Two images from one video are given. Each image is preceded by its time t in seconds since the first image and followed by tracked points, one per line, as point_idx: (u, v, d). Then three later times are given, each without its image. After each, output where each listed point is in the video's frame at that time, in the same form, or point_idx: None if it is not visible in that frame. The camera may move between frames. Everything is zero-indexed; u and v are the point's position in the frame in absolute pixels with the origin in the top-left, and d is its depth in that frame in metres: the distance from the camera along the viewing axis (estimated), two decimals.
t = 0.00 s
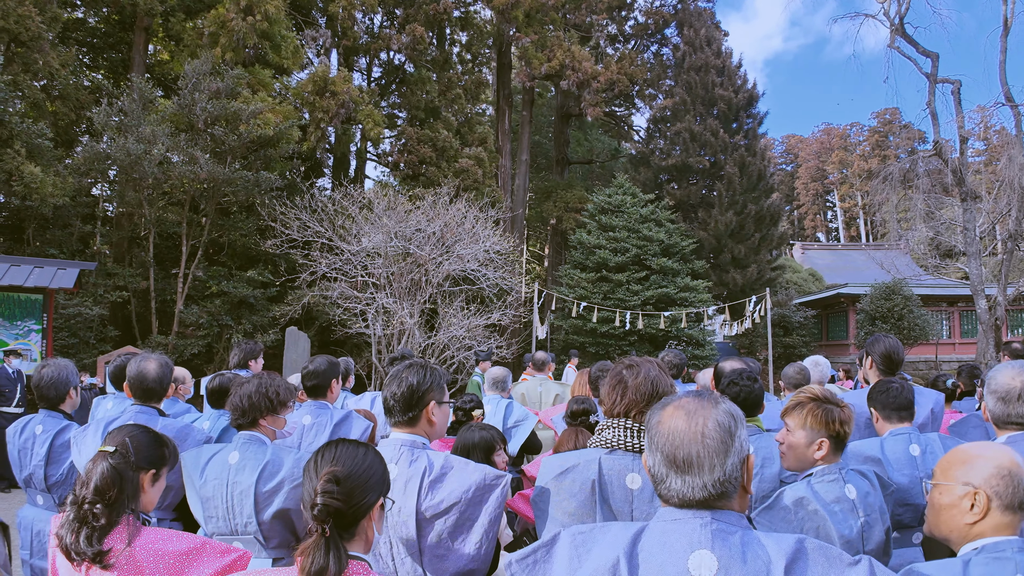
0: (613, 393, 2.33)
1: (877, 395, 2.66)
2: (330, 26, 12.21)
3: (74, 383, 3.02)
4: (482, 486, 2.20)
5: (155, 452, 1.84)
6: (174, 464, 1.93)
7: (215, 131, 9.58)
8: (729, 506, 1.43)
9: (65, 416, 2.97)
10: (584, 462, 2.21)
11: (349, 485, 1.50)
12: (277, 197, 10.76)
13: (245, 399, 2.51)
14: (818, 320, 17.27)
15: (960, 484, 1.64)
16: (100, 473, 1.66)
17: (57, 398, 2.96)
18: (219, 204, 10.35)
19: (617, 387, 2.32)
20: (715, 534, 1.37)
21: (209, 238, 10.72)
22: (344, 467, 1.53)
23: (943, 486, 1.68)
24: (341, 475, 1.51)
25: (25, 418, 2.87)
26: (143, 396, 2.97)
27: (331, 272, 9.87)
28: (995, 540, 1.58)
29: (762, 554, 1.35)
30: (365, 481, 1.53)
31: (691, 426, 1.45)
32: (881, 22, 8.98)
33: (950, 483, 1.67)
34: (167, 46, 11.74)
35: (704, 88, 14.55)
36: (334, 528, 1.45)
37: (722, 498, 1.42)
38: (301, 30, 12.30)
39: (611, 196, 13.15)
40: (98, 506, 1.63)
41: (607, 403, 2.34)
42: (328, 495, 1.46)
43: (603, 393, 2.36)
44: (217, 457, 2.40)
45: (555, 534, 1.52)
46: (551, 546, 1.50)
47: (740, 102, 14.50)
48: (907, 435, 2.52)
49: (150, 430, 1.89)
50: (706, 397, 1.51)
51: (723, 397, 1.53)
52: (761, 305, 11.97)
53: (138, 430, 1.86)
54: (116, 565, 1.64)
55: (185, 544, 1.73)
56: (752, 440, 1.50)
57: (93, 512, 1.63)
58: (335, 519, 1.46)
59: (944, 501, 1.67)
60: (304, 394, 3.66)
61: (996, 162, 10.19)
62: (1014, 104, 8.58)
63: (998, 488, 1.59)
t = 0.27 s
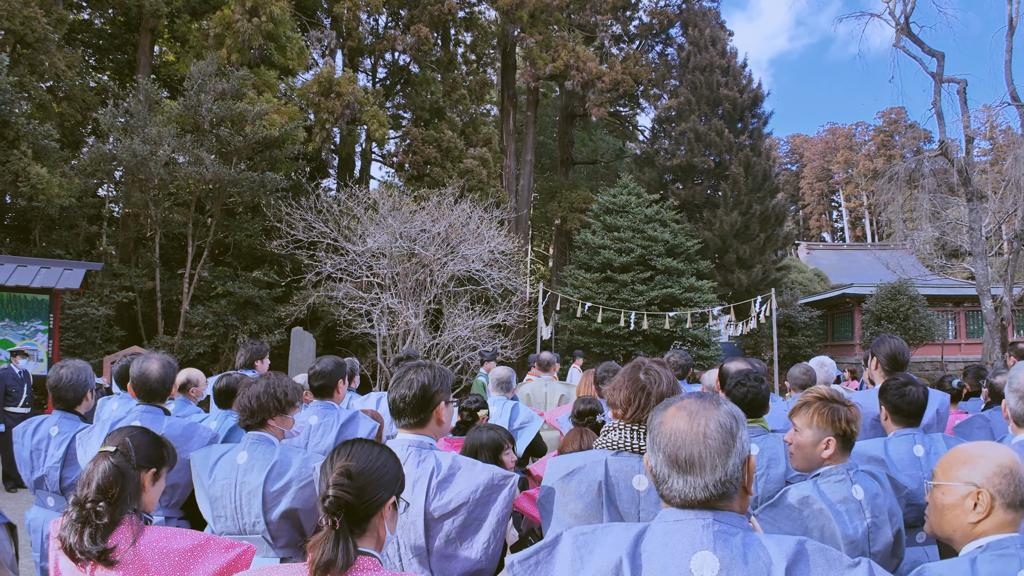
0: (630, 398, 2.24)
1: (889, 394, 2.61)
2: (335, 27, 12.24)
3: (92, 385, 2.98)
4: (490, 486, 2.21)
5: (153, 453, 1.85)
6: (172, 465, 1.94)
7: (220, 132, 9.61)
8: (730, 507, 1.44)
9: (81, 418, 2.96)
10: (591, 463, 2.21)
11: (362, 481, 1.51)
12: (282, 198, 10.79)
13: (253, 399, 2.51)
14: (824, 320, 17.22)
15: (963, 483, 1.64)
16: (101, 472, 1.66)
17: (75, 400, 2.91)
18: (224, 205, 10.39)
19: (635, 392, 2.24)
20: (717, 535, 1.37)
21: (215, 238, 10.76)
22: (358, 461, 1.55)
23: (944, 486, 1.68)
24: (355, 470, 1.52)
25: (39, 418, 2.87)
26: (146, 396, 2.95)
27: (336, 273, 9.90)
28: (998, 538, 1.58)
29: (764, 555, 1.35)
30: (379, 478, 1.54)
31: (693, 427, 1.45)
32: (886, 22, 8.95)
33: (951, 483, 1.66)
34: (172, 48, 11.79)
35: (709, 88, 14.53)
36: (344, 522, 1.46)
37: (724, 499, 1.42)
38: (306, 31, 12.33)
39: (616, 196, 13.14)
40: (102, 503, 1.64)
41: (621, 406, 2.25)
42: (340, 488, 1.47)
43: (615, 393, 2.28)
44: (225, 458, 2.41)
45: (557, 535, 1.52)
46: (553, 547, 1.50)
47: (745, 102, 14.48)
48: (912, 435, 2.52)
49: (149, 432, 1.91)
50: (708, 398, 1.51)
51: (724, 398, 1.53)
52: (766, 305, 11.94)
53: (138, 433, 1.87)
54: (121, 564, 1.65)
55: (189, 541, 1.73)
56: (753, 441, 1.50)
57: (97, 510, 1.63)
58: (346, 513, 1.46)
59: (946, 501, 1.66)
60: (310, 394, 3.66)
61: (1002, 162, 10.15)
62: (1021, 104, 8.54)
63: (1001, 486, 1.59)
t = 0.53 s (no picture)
0: (633, 399, 2.31)
1: (897, 395, 2.59)
2: (339, 28, 12.26)
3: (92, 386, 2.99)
4: (494, 486, 2.21)
5: (157, 453, 1.88)
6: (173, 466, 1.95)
7: (225, 132, 9.63)
8: (726, 509, 1.44)
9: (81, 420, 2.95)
10: (594, 464, 2.21)
11: (371, 479, 1.52)
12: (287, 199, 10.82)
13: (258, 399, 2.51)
14: (829, 320, 17.18)
15: (955, 484, 1.64)
16: (105, 472, 1.67)
17: (75, 401, 2.93)
18: (230, 206, 10.43)
19: (638, 393, 2.30)
20: (711, 536, 1.37)
21: (220, 239, 10.79)
22: (367, 461, 1.55)
23: (936, 487, 1.68)
24: (364, 468, 1.53)
25: (41, 419, 2.88)
26: (164, 395, 2.92)
27: (341, 273, 9.92)
28: (991, 537, 1.59)
29: (759, 556, 1.36)
30: (386, 478, 1.55)
31: (690, 429, 1.46)
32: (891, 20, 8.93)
33: (943, 483, 1.67)
34: (177, 49, 11.83)
35: (713, 87, 14.51)
36: (352, 518, 1.46)
37: (719, 501, 1.42)
38: (310, 32, 12.35)
39: (620, 195, 13.13)
40: (107, 503, 1.65)
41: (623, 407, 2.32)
42: (349, 485, 1.48)
43: (619, 394, 2.35)
44: (231, 458, 2.42)
45: (554, 537, 1.52)
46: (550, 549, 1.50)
47: (749, 101, 14.45)
48: (915, 438, 2.51)
49: (150, 434, 1.92)
50: (706, 400, 1.52)
51: (722, 401, 1.54)
52: (770, 305, 11.92)
53: (139, 436, 1.88)
54: (126, 563, 1.65)
55: (193, 541, 1.74)
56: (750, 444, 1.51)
57: (102, 509, 1.64)
58: (353, 510, 1.47)
59: (939, 502, 1.67)
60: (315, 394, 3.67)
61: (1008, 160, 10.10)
62: None
63: (993, 485, 1.60)
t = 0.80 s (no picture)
0: (638, 399, 2.30)
1: (903, 396, 2.59)
2: (343, 28, 12.28)
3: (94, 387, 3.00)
4: (498, 486, 2.21)
5: (162, 453, 1.89)
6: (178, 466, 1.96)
7: (231, 133, 9.67)
8: (727, 511, 1.44)
9: (85, 420, 2.95)
10: (599, 464, 2.21)
11: (381, 480, 1.53)
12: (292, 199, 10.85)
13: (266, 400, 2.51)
14: (833, 320, 17.15)
15: (953, 484, 1.65)
16: (113, 474, 1.67)
17: (78, 401, 2.93)
18: (235, 207, 10.46)
19: (644, 393, 2.30)
20: (711, 538, 1.38)
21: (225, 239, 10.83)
22: (376, 461, 1.56)
23: (934, 489, 1.68)
24: (372, 469, 1.54)
25: (44, 420, 2.87)
26: (169, 396, 2.93)
27: (345, 273, 9.95)
28: (991, 534, 1.60)
29: (759, 558, 1.36)
30: (394, 478, 1.55)
31: (695, 432, 1.46)
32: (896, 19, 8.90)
33: (940, 484, 1.67)
34: (182, 50, 11.87)
35: (717, 87, 14.50)
36: (361, 518, 1.47)
37: (721, 504, 1.43)
38: (314, 33, 12.37)
39: (624, 195, 13.12)
40: (115, 504, 1.65)
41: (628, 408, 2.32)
42: (358, 486, 1.49)
43: (624, 395, 2.35)
44: (239, 459, 2.43)
45: (555, 538, 1.53)
46: (551, 549, 1.50)
47: (753, 100, 14.43)
48: (920, 438, 2.51)
49: (154, 435, 1.92)
50: (710, 403, 1.52)
51: (727, 404, 1.55)
52: (775, 304, 11.90)
53: (142, 437, 1.89)
54: (137, 561, 1.66)
55: (202, 537, 1.76)
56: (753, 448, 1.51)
57: (111, 510, 1.65)
58: (362, 510, 1.48)
59: (938, 503, 1.67)
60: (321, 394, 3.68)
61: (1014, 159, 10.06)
62: None
63: (990, 482, 1.62)
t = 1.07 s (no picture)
0: (643, 400, 2.31)
1: (909, 396, 2.59)
2: (347, 28, 12.30)
3: (98, 386, 3.00)
4: (503, 485, 2.21)
5: (169, 448, 1.90)
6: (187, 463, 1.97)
7: (235, 133, 9.69)
8: (734, 511, 1.44)
9: (91, 419, 2.96)
10: (605, 464, 2.21)
11: (387, 480, 1.53)
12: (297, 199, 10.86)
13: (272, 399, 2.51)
14: (838, 320, 17.11)
15: (955, 483, 1.65)
16: (120, 473, 1.68)
17: (81, 401, 2.94)
18: (239, 206, 10.49)
19: (649, 393, 2.30)
20: (717, 538, 1.38)
21: (229, 239, 10.85)
22: (383, 461, 1.57)
23: (937, 488, 1.68)
24: (377, 469, 1.54)
25: (50, 420, 2.88)
26: (168, 394, 2.96)
27: (349, 273, 9.96)
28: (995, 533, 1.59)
29: (765, 558, 1.36)
30: (401, 477, 1.56)
31: (705, 432, 1.46)
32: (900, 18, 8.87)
33: (943, 483, 1.67)
34: (186, 50, 11.89)
35: (721, 87, 14.47)
36: (367, 519, 1.48)
37: (730, 505, 1.43)
38: (318, 33, 12.38)
39: (628, 195, 13.11)
40: (122, 502, 1.66)
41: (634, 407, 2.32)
42: (365, 486, 1.49)
43: (630, 396, 2.35)
44: (243, 458, 2.43)
45: (559, 538, 1.53)
46: (556, 549, 1.50)
47: (757, 99, 14.41)
48: (928, 438, 2.51)
49: (164, 432, 1.93)
50: (718, 403, 1.52)
51: (735, 405, 1.55)
52: (778, 304, 11.88)
53: (152, 434, 1.90)
54: (145, 557, 1.67)
55: (211, 532, 1.75)
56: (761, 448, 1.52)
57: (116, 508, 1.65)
58: (369, 511, 1.48)
59: (941, 502, 1.66)
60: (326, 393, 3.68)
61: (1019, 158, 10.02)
62: None
63: (993, 480, 1.61)
